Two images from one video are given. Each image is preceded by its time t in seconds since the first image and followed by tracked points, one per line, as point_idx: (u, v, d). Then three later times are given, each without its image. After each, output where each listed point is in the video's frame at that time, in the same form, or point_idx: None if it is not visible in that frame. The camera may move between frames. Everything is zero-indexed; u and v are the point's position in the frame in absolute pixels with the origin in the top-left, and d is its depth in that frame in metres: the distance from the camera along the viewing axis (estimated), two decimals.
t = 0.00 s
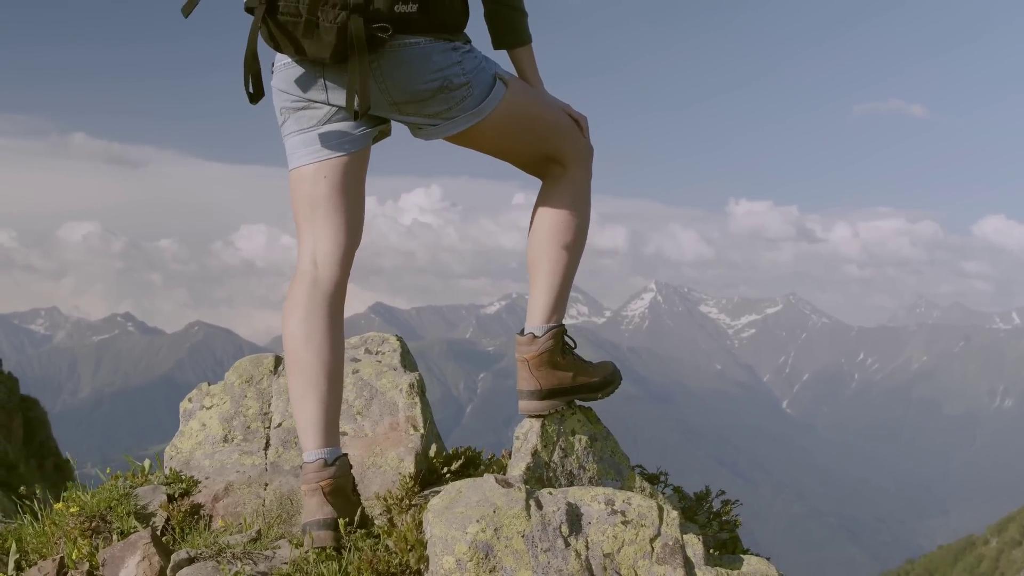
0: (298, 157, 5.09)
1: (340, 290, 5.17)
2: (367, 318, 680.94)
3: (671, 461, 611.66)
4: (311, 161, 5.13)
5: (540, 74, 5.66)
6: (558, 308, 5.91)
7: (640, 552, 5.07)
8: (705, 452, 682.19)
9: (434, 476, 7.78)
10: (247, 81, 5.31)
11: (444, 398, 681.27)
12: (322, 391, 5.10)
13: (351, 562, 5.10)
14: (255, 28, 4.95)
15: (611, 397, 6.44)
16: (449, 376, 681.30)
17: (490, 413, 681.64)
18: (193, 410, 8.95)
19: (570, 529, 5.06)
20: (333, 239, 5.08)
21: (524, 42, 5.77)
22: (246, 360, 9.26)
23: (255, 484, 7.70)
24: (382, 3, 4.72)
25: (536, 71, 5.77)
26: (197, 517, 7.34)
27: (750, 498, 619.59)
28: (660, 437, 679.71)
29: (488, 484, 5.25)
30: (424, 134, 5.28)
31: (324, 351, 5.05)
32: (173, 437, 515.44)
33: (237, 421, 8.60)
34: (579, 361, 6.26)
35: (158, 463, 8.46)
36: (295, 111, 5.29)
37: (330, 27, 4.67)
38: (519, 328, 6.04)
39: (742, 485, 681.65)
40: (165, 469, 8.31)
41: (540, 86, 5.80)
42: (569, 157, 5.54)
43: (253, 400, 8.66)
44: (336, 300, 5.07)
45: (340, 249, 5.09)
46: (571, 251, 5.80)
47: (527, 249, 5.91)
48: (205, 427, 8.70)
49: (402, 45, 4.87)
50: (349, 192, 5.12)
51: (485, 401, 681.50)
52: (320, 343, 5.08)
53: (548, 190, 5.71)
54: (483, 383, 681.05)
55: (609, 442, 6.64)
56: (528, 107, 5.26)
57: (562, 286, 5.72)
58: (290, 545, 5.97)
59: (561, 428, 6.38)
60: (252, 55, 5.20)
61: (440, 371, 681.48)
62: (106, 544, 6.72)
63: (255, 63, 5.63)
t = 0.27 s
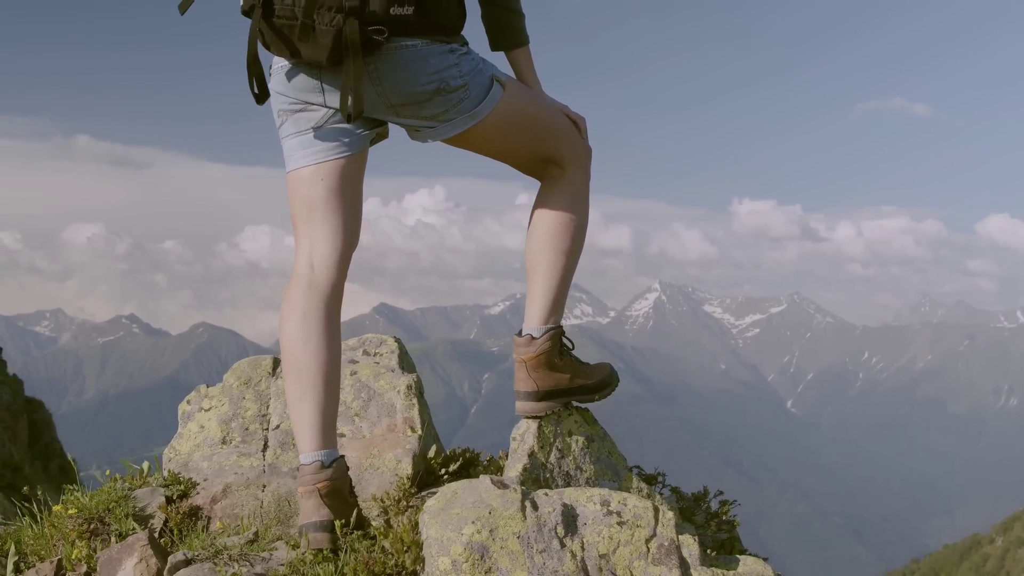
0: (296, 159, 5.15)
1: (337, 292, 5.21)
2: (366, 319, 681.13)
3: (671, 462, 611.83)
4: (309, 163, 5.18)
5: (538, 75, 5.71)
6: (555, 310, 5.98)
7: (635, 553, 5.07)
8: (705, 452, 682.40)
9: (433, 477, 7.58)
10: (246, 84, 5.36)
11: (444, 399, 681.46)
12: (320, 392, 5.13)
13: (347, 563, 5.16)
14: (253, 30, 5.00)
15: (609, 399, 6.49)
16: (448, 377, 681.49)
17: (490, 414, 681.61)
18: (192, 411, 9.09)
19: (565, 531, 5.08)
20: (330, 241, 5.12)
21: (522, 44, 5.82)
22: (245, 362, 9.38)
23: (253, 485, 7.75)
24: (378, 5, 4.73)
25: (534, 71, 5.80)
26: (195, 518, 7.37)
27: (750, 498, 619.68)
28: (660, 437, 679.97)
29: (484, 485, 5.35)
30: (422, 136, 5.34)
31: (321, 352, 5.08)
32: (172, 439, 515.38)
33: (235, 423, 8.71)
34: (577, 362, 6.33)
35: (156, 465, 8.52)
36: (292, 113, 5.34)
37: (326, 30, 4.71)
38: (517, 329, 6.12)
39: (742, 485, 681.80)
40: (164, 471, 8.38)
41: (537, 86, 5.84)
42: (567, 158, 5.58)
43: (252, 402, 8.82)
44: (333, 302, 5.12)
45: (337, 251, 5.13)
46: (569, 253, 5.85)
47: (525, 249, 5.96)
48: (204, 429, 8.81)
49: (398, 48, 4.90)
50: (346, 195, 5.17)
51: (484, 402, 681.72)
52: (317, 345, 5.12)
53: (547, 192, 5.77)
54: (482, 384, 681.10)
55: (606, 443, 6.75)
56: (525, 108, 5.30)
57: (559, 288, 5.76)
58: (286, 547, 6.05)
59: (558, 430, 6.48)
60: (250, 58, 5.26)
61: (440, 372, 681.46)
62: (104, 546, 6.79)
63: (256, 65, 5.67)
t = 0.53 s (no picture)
0: (292, 164, 5.19)
1: (332, 297, 5.26)
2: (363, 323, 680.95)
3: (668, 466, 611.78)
4: (305, 167, 5.23)
5: (535, 82, 5.78)
6: (551, 314, 6.06)
7: (629, 557, 5.21)
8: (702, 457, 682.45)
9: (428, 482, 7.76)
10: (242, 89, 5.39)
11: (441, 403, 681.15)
12: (315, 397, 5.20)
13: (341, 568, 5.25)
14: (250, 35, 5.03)
15: (603, 404, 6.55)
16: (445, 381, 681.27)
17: (487, 419, 681.19)
18: (187, 416, 9.13)
19: (559, 535, 5.16)
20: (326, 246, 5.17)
21: (517, 48, 5.88)
22: (240, 366, 9.48)
23: (249, 490, 7.85)
24: (376, 11, 4.74)
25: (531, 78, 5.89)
26: (190, 522, 7.51)
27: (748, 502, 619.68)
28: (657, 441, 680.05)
29: (477, 489, 5.34)
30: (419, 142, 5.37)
31: (317, 357, 5.14)
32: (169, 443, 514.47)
33: (231, 427, 8.79)
34: (572, 367, 6.42)
35: (152, 469, 8.60)
36: (290, 118, 5.40)
37: (324, 36, 4.73)
38: (513, 333, 6.18)
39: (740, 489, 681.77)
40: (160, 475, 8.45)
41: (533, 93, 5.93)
42: (563, 164, 5.66)
43: (248, 407, 8.91)
44: (328, 306, 5.17)
45: (333, 256, 5.18)
46: (566, 257, 5.93)
47: (522, 253, 6.04)
48: (200, 433, 8.90)
49: (395, 54, 4.91)
50: (342, 200, 5.21)
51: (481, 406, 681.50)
52: (312, 349, 5.17)
53: (543, 197, 5.85)
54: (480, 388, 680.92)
55: (600, 447, 6.86)
56: (521, 114, 5.36)
57: (555, 293, 5.86)
58: (281, 550, 6.10)
59: (552, 434, 6.57)
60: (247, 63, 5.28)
61: (437, 376, 681.08)
62: (99, 550, 6.85)
63: (251, 70, 5.73)
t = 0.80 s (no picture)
0: (290, 168, 5.21)
1: (328, 301, 5.34)
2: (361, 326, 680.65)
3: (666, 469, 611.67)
4: (303, 171, 5.25)
5: (532, 88, 5.87)
6: (547, 317, 6.15)
7: (621, 560, 5.21)
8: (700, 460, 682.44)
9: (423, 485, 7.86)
10: (239, 94, 5.36)
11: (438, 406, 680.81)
12: (310, 400, 5.27)
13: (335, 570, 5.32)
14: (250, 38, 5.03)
15: (599, 408, 6.58)
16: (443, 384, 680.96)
17: (485, 421, 680.88)
18: (185, 419, 9.18)
19: (552, 538, 5.22)
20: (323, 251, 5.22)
21: (515, 55, 5.96)
22: (238, 369, 9.57)
23: (245, 493, 7.90)
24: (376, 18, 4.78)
25: (527, 84, 5.96)
26: (187, 524, 7.67)
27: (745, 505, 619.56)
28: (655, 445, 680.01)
29: (471, 492, 5.42)
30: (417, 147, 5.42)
31: (313, 361, 5.22)
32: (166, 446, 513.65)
33: (228, 430, 8.85)
34: (568, 371, 6.50)
35: (149, 471, 8.65)
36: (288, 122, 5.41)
37: (324, 42, 4.74)
38: (509, 337, 6.25)
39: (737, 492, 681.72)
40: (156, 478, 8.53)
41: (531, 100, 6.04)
42: (559, 171, 5.76)
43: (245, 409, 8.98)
44: (325, 310, 5.23)
45: (329, 261, 5.23)
46: (562, 260, 6.06)
47: (519, 255, 6.17)
48: (196, 436, 8.96)
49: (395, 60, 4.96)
50: (339, 204, 5.26)
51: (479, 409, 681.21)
52: (309, 352, 5.24)
53: (540, 201, 5.98)
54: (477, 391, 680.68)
55: (596, 450, 6.94)
56: (519, 119, 5.43)
57: (551, 296, 5.99)
58: (275, 553, 6.21)
59: (547, 437, 6.65)
60: (246, 67, 5.28)
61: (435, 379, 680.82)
62: (95, 553, 6.90)
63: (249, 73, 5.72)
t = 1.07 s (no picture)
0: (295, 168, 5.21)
1: (332, 302, 5.34)
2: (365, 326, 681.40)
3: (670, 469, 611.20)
4: (307, 172, 5.25)
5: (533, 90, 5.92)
6: (548, 316, 6.21)
7: (623, 560, 5.26)
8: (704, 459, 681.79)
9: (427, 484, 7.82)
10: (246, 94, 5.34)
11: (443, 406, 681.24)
12: (314, 401, 5.28)
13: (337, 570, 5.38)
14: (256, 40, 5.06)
15: (601, 407, 6.62)
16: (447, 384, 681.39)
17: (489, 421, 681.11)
18: (188, 419, 9.24)
19: (554, 538, 5.26)
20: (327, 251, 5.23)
21: (517, 58, 6.00)
22: (241, 369, 9.60)
23: (249, 492, 8.04)
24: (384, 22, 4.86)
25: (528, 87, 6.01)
26: (190, 524, 7.71)
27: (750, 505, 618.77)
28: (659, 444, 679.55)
29: (472, 492, 5.44)
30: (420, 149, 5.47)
31: (317, 362, 5.22)
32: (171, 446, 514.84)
33: (232, 430, 8.89)
34: (570, 370, 6.55)
35: (154, 472, 8.73)
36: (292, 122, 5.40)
37: (332, 45, 4.80)
38: (509, 337, 6.30)
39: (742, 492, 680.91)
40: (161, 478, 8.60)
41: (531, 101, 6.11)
42: (560, 173, 5.82)
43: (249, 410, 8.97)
44: (328, 311, 5.24)
45: (333, 262, 5.23)
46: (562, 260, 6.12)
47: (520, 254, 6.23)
48: (201, 436, 9.02)
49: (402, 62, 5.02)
50: (343, 205, 5.27)
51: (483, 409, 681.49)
52: (312, 353, 5.25)
53: (541, 203, 6.04)
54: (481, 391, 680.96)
55: (598, 449, 6.99)
56: (521, 121, 5.51)
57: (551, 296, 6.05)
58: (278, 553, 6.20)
59: (550, 437, 6.70)
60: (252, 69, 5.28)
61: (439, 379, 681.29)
62: (100, 552, 6.95)
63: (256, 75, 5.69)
